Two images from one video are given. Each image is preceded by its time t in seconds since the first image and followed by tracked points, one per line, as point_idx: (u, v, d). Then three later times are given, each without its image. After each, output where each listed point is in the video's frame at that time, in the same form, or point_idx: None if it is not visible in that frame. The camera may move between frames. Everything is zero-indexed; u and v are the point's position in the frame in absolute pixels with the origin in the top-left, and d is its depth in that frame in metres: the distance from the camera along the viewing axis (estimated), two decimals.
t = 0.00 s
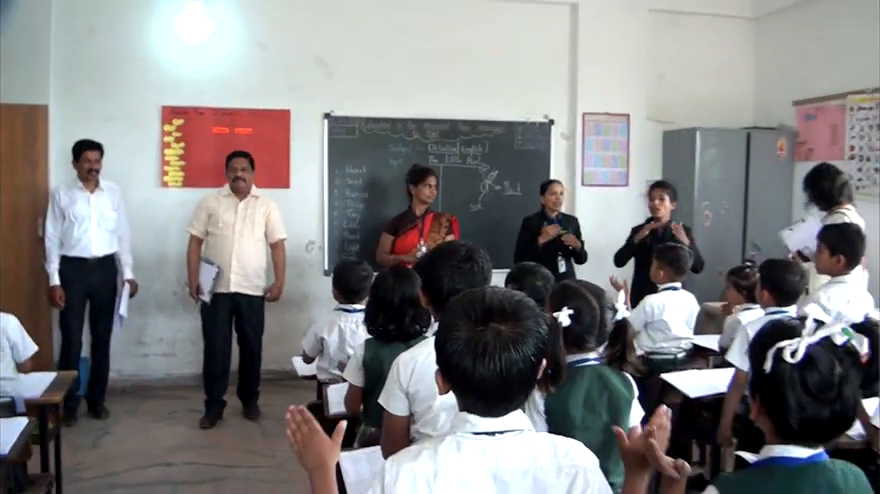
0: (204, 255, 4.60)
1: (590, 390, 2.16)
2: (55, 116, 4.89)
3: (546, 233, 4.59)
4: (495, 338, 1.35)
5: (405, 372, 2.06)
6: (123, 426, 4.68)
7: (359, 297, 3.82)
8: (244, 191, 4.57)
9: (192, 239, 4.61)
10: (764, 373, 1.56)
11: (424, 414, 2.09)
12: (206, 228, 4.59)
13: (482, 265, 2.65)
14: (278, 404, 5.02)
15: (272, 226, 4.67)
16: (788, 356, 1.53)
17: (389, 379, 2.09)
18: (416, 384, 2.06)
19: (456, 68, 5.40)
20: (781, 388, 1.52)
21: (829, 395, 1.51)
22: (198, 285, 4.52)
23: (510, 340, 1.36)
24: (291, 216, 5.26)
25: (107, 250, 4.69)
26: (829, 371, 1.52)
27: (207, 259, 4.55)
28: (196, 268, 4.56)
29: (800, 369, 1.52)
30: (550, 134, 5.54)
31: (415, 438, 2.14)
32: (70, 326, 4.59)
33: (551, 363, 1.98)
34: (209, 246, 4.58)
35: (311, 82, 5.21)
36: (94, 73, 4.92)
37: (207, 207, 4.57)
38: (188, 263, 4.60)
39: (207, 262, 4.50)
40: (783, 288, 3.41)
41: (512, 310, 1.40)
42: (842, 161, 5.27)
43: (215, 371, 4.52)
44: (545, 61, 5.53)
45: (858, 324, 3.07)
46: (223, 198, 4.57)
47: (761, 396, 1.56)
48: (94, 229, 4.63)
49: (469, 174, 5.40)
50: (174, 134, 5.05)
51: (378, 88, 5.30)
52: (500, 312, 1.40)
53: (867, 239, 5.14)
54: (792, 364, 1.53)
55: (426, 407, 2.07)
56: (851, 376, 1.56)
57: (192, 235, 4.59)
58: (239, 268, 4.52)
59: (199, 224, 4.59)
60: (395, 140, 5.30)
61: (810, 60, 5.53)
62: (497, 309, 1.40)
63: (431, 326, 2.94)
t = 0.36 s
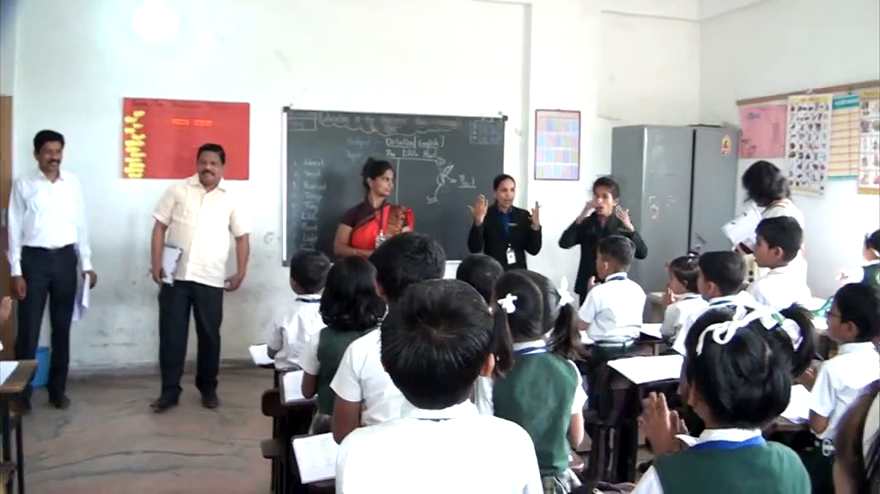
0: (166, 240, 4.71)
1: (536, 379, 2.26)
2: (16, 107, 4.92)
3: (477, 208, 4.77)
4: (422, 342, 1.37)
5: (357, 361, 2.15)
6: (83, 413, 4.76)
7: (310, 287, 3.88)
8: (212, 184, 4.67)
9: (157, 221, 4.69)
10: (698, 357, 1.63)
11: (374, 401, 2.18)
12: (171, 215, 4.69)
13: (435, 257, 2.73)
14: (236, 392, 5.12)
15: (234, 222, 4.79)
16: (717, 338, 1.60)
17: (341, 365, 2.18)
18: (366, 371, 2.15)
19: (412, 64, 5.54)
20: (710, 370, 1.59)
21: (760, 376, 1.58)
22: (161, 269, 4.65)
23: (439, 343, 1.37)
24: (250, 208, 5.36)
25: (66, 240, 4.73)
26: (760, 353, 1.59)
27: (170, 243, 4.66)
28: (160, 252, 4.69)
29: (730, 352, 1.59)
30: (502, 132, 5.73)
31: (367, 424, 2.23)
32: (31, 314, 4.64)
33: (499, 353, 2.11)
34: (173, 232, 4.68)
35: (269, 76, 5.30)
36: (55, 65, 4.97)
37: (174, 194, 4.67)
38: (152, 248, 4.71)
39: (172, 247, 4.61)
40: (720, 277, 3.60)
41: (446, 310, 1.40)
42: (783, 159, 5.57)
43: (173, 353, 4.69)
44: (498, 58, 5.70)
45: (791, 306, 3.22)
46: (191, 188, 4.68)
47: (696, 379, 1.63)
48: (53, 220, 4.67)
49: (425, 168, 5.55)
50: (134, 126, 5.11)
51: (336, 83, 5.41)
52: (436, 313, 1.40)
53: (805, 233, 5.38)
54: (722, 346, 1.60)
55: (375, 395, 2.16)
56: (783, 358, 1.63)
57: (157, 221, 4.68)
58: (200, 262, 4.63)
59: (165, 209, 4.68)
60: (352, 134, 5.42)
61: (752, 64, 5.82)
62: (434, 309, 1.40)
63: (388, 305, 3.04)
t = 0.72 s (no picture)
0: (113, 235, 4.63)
1: (492, 369, 2.25)
2: None
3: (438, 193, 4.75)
4: (373, 327, 1.40)
5: (313, 352, 2.11)
6: (34, 408, 4.68)
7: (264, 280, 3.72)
8: (157, 173, 4.61)
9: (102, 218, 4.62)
10: (643, 348, 1.67)
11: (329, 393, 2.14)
12: (116, 208, 4.62)
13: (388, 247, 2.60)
14: (191, 386, 5.08)
15: (179, 211, 4.72)
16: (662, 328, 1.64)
17: (296, 356, 2.14)
18: (322, 362, 2.11)
19: (370, 56, 5.53)
20: (656, 361, 1.63)
21: (704, 367, 1.61)
22: (106, 264, 4.55)
23: (391, 329, 1.40)
24: (205, 199, 5.31)
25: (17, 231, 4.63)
26: (705, 344, 1.63)
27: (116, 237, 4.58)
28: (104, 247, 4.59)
29: (675, 342, 1.63)
30: (461, 122, 5.79)
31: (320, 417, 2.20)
32: None
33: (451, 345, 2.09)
34: (119, 225, 4.61)
35: (224, 66, 5.25)
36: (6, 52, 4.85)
37: (119, 186, 4.60)
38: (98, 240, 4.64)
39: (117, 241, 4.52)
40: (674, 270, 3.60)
41: (399, 298, 1.44)
42: (737, 153, 5.66)
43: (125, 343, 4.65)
44: (455, 50, 5.73)
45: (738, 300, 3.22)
46: (136, 179, 4.60)
47: (642, 370, 1.66)
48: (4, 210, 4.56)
49: (381, 160, 5.57)
50: (88, 115, 5.03)
51: (293, 74, 5.38)
52: (390, 302, 1.44)
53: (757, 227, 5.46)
54: (666, 336, 1.63)
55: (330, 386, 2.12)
56: (727, 351, 1.67)
57: (102, 215, 4.61)
58: (148, 251, 4.58)
59: (110, 201, 4.61)
60: (308, 126, 5.42)
61: (706, 59, 5.92)
62: (389, 299, 1.44)
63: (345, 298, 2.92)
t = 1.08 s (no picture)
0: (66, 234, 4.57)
1: (451, 361, 2.25)
2: None
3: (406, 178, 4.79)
4: (340, 315, 1.39)
5: (273, 345, 2.07)
6: None
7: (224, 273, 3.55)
8: (105, 166, 4.56)
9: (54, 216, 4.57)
10: (604, 336, 1.63)
11: (290, 386, 2.11)
12: (69, 206, 4.56)
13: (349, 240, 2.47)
14: (153, 382, 5.04)
15: (133, 202, 4.68)
16: (623, 318, 1.60)
17: (257, 349, 2.10)
18: (283, 355, 2.08)
19: (332, 48, 5.53)
20: (616, 350, 1.60)
21: (664, 356, 1.59)
22: (59, 265, 4.50)
23: (357, 317, 1.40)
24: (165, 193, 5.26)
25: None
26: (665, 334, 1.60)
27: (70, 237, 4.54)
28: (57, 247, 4.53)
29: (636, 332, 1.60)
30: (424, 115, 5.83)
31: (281, 410, 2.16)
32: None
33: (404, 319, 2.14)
34: (72, 222, 4.56)
35: (185, 59, 5.20)
36: None
37: (68, 183, 4.54)
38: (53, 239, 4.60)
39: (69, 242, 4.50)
40: (634, 260, 3.62)
41: (365, 286, 1.44)
42: (697, 145, 5.72)
43: (84, 338, 4.62)
44: (415, 43, 5.77)
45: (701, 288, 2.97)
46: (84, 175, 4.55)
47: (603, 358, 1.63)
48: None
49: (343, 153, 5.58)
50: (47, 107, 4.94)
51: (254, 66, 5.36)
52: (356, 290, 1.43)
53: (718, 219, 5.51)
54: (628, 326, 1.60)
55: (293, 378, 2.09)
56: (688, 342, 1.64)
57: (54, 214, 4.53)
58: (104, 245, 4.55)
59: (61, 200, 4.55)
60: (271, 119, 5.40)
61: (665, 52, 5.99)
62: (354, 287, 1.44)
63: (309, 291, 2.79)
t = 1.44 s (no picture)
0: (47, 228, 4.55)
1: (437, 351, 2.22)
2: None
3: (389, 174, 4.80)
4: (316, 300, 1.38)
5: (256, 340, 2.05)
6: None
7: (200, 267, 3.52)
8: (84, 158, 4.52)
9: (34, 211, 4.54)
10: (584, 325, 1.63)
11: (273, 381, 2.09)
12: (48, 200, 4.53)
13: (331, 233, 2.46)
14: (135, 376, 5.03)
15: (113, 194, 4.67)
16: (603, 304, 1.61)
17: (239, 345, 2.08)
18: (266, 350, 2.06)
19: (314, 41, 5.52)
20: (595, 336, 1.59)
21: (645, 343, 1.59)
22: (40, 260, 4.47)
23: (334, 303, 1.39)
24: (147, 187, 5.24)
25: None
26: (644, 321, 1.60)
27: (50, 233, 4.51)
28: (37, 241, 4.50)
29: (616, 319, 1.60)
30: (408, 109, 5.83)
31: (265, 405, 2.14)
32: None
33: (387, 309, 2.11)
34: (52, 217, 4.53)
35: (166, 52, 5.17)
36: None
37: (47, 178, 4.51)
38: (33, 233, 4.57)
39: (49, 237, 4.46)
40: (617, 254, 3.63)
41: (340, 273, 1.43)
42: (679, 139, 5.74)
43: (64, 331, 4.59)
44: (397, 37, 5.77)
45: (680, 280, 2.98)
46: (63, 168, 4.52)
47: (583, 348, 1.63)
48: None
49: (326, 146, 5.58)
50: (28, 100, 4.88)
51: (236, 59, 5.34)
52: (330, 276, 1.42)
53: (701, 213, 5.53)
54: (608, 313, 1.60)
55: (276, 372, 2.07)
56: (668, 330, 1.64)
57: (34, 209, 4.51)
58: (86, 238, 4.53)
59: (40, 193, 4.51)
60: (254, 112, 5.39)
61: (648, 47, 6.00)
62: (328, 273, 1.43)
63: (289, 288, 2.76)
